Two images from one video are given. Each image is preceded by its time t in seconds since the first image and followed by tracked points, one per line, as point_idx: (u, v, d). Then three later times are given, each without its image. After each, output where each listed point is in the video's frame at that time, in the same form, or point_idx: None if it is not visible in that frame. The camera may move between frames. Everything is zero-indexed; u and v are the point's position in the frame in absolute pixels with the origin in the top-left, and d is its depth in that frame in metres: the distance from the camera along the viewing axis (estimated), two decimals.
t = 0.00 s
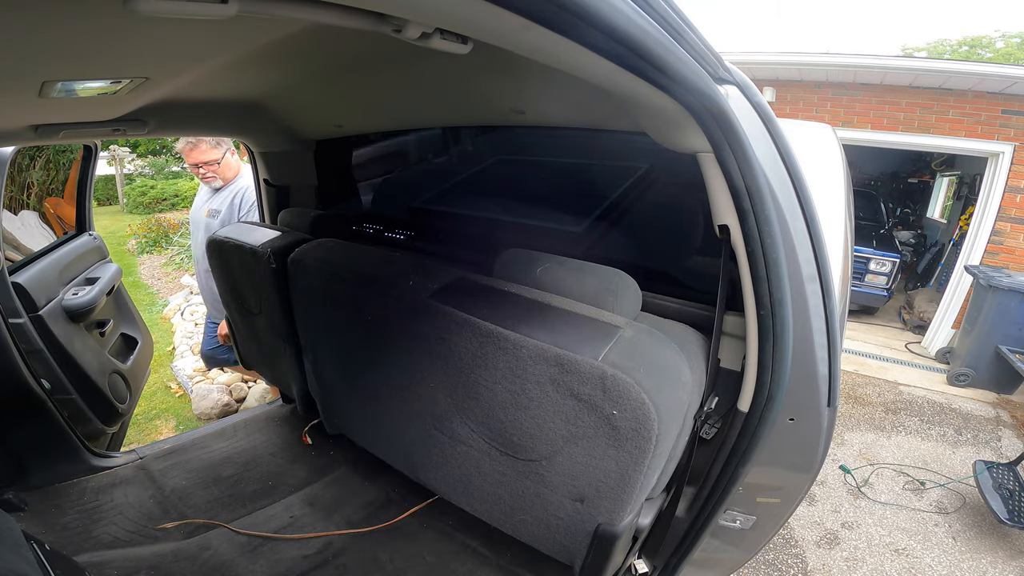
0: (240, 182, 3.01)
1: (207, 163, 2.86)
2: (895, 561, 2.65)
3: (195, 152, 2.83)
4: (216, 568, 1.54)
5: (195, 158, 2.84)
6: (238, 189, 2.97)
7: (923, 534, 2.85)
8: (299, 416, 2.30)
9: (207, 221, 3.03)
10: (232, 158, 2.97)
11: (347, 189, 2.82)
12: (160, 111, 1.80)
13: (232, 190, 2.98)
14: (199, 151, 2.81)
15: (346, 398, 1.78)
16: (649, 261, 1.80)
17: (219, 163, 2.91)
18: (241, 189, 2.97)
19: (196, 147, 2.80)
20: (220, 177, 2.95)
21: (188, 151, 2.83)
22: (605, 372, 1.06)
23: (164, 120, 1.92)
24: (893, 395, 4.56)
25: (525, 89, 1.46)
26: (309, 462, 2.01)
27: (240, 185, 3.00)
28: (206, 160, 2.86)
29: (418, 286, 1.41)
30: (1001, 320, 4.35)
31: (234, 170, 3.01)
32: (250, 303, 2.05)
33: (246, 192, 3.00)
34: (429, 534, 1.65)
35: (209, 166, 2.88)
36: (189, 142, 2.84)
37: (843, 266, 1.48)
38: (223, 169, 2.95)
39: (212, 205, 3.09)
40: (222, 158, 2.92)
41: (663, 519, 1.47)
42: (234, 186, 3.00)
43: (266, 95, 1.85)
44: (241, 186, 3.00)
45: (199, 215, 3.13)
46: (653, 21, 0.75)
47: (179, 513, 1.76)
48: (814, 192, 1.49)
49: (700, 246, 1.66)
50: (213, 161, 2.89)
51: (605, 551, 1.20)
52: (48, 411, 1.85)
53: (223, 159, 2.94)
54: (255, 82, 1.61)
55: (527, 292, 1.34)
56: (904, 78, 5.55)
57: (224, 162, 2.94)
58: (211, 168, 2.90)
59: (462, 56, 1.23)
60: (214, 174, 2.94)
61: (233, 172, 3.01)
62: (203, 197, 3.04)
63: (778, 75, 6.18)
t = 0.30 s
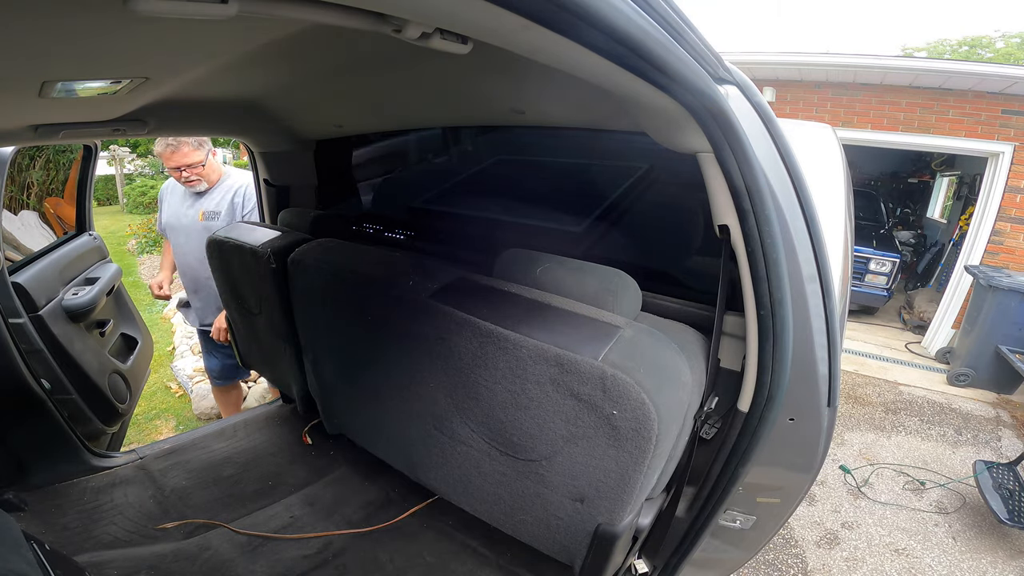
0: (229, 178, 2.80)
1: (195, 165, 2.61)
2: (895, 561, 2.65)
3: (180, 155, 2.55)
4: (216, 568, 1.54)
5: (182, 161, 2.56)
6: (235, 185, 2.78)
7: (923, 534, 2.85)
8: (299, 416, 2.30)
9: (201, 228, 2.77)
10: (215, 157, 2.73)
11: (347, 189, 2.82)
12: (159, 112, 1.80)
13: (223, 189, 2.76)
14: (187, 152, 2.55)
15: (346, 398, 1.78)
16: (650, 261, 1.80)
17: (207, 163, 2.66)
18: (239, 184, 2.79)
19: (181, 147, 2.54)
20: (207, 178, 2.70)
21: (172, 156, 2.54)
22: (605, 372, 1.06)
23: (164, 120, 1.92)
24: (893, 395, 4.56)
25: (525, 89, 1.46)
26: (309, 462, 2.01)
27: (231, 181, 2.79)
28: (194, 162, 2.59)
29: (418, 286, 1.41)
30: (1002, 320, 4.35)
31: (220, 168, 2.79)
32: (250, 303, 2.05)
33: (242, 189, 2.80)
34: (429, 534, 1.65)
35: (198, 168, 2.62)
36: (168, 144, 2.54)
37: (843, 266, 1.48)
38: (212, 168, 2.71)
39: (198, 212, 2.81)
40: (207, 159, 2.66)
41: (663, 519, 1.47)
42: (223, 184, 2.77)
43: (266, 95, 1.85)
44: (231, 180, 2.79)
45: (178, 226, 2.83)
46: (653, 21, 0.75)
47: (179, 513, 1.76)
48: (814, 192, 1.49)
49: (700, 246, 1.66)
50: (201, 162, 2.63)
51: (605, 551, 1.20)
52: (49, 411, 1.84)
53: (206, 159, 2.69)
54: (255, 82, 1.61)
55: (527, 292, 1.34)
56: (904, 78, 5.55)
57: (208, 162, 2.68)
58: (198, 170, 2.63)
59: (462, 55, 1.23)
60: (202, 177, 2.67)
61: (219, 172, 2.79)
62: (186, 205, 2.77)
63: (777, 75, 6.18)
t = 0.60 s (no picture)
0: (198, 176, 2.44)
1: (165, 174, 2.18)
2: (895, 561, 2.65)
3: (147, 162, 2.10)
4: (216, 568, 1.54)
5: (152, 170, 2.12)
6: (215, 182, 2.44)
7: (923, 534, 2.85)
8: (299, 416, 2.30)
9: (186, 239, 2.37)
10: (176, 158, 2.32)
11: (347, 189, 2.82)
12: (159, 112, 1.80)
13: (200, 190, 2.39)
14: (154, 157, 2.11)
15: (346, 398, 1.78)
16: (650, 261, 1.80)
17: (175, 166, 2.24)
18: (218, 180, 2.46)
19: (147, 153, 2.10)
20: (174, 186, 2.28)
21: (135, 165, 2.09)
22: (605, 372, 1.06)
23: (164, 120, 1.92)
24: (893, 395, 4.56)
25: (525, 89, 1.46)
26: (309, 462, 2.01)
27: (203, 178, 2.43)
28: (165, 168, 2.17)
29: (418, 286, 1.41)
30: (1002, 320, 4.35)
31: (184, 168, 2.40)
32: (250, 303, 2.05)
33: (222, 187, 2.46)
34: (429, 534, 1.65)
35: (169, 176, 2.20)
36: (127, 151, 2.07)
37: (843, 266, 1.48)
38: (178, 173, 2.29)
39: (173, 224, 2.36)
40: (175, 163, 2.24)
41: (663, 519, 1.47)
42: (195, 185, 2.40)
43: (267, 95, 1.85)
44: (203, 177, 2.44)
45: (144, 246, 2.37)
46: (653, 21, 0.75)
47: (179, 513, 1.76)
48: (814, 192, 1.49)
49: (700, 246, 1.66)
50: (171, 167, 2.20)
51: (605, 551, 1.20)
52: (49, 410, 1.85)
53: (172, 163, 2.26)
54: (255, 82, 1.61)
55: (527, 292, 1.34)
56: (904, 78, 5.55)
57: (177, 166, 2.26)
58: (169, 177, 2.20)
59: (462, 55, 1.23)
60: (170, 186, 2.25)
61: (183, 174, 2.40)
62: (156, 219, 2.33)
63: (777, 75, 6.18)
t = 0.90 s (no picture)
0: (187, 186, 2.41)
1: (162, 189, 2.16)
2: (895, 561, 2.65)
3: (144, 177, 2.09)
4: (216, 568, 1.54)
5: (149, 185, 2.11)
6: (204, 192, 2.41)
7: (923, 534, 2.85)
8: (299, 416, 2.30)
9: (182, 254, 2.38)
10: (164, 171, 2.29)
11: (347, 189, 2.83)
12: (159, 112, 1.80)
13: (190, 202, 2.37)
14: (151, 172, 2.10)
15: (346, 398, 1.78)
16: (650, 261, 1.79)
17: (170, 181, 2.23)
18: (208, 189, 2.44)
19: (143, 167, 2.08)
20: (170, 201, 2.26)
21: (132, 181, 2.07)
22: (605, 372, 1.06)
23: (164, 120, 1.92)
24: (893, 395, 4.56)
25: (525, 89, 1.46)
26: (309, 462, 2.01)
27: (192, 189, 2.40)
28: (162, 183, 2.15)
29: (418, 286, 1.41)
30: (1002, 320, 4.35)
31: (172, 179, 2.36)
32: (250, 303, 2.05)
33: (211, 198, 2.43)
34: (429, 534, 1.65)
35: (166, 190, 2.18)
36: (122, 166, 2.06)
37: (843, 266, 1.48)
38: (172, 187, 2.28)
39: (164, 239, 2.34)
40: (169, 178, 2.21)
41: (663, 519, 1.47)
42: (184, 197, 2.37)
43: (267, 95, 1.85)
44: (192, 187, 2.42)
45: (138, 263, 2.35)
46: (653, 21, 0.75)
47: (179, 513, 1.76)
48: (814, 192, 1.49)
49: (700, 246, 1.66)
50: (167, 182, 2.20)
51: (605, 551, 1.20)
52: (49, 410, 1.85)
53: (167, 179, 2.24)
54: (256, 81, 1.61)
55: (527, 292, 1.34)
56: (904, 78, 5.55)
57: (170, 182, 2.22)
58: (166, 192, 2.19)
59: (463, 55, 1.23)
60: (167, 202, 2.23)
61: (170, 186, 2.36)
62: (150, 234, 2.30)
63: (777, 75, 6.19)
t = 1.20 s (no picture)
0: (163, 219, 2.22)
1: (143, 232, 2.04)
2: (895, 561, 2.65)
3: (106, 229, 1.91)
4: (216, 568, 1.54)
5: (115, 236, 1.94)
6: (179, 228, 2.20)
7: (923, 534, 2.85)
8: (299, 416, 2.30)
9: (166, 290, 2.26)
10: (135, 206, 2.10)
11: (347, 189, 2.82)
12: (159, 112, 1.80)
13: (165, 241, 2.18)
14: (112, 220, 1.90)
15: (346, 399, 1.78)
16: (650, 261, 1.79)
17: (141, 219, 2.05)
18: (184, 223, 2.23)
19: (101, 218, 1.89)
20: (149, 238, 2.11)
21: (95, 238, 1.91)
22: (604, 372, 1.06)
23: (164, 120, 1.92)
24: (893, 395, 4.56)
25: (525, 89, 1.46)
26: (309, 462, 2.01)
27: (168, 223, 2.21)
28: (129, 227, 1.97)
29: (418, 286, 1.41)
30: (1002, 320, 4.34)
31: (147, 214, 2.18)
32: (250, 303, 2.05)
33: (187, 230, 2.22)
34: (430, 534, 1.66)
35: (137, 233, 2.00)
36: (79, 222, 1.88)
37: (843, 266, 1.48)
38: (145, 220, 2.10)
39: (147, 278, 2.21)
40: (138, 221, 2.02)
41: (663, 519, 1.47)
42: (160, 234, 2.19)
43: (267, 95, 1.85)
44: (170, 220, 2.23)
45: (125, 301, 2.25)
46: (653, 21, 0.75)
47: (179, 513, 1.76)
48: (815, 192, 1.49)
49: (700, 246, 1.66)
50: (136, 224, 2.01)
51: (605, 551, 1.20)
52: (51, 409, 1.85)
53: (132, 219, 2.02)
54: (256, 82, 1.61)
55: (527, 292, 1.34)
56: (904, 78, 5.55)
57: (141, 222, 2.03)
58: (139, 234, 2.02)
59: (463, 55, 1.23)
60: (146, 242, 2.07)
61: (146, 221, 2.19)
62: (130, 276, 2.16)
63: (777, 75, 6.19)
